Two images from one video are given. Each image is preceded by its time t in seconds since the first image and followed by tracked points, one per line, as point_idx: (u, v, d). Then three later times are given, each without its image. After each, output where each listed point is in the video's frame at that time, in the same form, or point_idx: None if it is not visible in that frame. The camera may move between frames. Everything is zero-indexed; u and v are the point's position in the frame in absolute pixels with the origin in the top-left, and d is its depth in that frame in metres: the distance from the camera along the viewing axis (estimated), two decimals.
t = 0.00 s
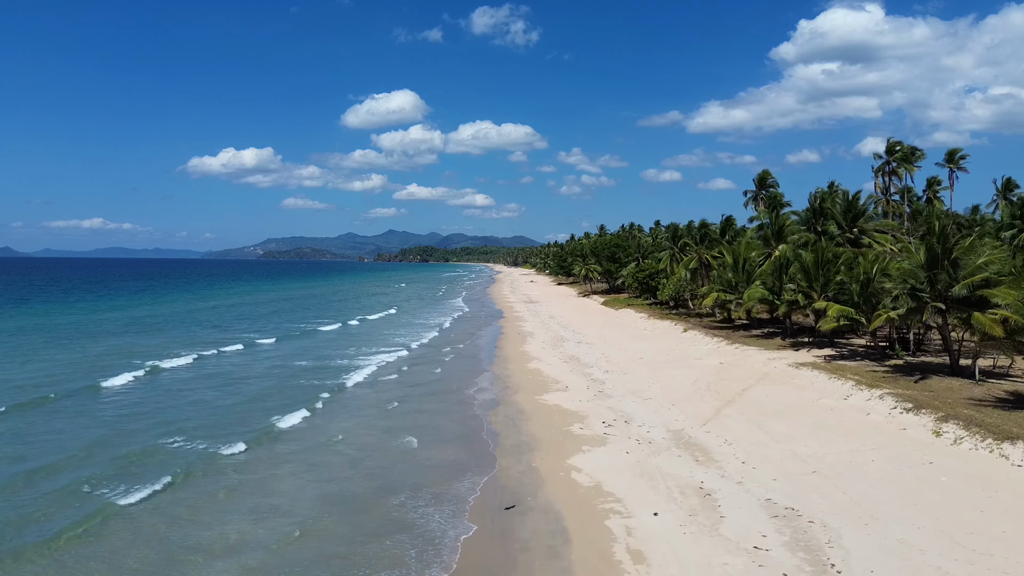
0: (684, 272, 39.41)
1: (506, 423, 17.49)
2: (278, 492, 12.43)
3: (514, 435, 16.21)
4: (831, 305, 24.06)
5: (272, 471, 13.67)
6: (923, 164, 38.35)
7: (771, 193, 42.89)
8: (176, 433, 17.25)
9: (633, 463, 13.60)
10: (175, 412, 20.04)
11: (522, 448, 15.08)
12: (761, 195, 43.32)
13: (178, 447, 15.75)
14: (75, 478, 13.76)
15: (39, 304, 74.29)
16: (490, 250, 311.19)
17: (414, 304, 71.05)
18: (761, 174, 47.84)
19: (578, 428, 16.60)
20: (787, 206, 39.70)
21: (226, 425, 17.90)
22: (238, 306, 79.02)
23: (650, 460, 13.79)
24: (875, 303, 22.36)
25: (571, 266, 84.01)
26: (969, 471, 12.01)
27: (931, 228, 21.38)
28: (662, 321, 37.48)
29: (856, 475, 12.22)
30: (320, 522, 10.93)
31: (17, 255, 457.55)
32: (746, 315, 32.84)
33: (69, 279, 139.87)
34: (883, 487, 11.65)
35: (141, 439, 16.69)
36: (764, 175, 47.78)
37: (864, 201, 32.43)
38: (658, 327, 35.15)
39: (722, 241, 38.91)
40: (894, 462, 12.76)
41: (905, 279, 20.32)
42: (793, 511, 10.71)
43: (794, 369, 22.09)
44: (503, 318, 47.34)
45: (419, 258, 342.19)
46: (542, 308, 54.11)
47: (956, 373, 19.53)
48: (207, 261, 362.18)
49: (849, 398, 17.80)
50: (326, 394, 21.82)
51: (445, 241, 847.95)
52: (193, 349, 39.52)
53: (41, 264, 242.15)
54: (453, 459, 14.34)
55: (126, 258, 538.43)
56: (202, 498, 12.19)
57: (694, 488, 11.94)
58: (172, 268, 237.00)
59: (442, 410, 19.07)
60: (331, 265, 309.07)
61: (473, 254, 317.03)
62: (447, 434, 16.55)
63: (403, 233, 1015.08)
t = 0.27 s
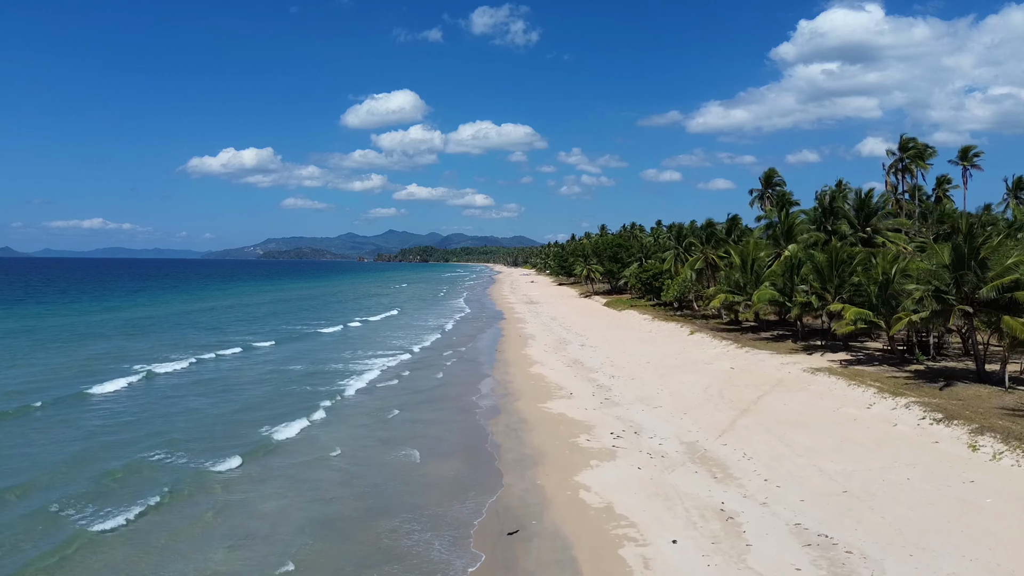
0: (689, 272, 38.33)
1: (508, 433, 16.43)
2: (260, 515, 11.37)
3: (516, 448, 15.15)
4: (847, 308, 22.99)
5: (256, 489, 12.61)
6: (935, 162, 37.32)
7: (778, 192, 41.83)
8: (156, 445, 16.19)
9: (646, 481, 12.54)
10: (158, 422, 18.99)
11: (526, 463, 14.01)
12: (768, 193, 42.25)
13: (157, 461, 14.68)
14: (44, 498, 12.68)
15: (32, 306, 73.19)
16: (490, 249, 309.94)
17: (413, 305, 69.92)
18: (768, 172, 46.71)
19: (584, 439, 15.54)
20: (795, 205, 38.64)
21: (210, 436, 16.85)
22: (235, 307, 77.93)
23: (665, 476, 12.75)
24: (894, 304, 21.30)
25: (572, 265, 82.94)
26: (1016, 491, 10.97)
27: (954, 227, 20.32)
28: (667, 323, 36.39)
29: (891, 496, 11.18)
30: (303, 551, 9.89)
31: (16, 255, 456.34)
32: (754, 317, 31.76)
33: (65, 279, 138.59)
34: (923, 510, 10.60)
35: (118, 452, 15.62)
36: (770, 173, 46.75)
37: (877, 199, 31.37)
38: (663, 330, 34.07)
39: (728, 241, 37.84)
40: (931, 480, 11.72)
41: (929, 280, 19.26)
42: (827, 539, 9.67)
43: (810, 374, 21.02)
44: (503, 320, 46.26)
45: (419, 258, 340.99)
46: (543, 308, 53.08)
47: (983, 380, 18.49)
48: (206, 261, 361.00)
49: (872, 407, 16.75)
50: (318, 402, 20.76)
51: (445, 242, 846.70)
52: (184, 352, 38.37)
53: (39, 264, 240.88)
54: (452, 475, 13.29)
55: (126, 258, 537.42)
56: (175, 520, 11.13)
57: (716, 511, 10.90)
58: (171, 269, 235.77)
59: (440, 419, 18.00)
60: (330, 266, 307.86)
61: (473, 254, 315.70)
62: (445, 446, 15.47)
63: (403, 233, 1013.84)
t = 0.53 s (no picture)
0: (695, 273, 37.25)
1: (510, 446, 15.36)
2: (236, 542, 10.31)
3: (518, 462, 14.09)
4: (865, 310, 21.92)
5: (234, 511, 11.54)
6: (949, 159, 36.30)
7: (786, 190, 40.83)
8: (134, 458, 15.12)
9: (661, 501, 11.48)
10: (139, 432, 17.91)
11: (530, 480, 12.95)
12: (776, 191, 41.20)
13: (131, 478, 13.62)
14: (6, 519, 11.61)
15: (25, 307, 71.97)
16: (490, 249, 308.92)
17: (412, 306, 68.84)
18: (774, 170, 45.62)
19: (592, 452, 14.47)
20: (804, 202, 37.57)
21: (193, 449, 15.78)
22: (232, 308, 76.72)
23: (681, 496, 11.70)
24: (916, 306, 20.26)
25: (573, 265, 81.77)
26: None
27: (981, 225, 19.25)
28: (673, 325, 35.31)
29: (934, 521, 10.12)
30: None
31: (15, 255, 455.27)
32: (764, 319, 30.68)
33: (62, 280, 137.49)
34: (972, 537, 9.55)
35: (92, 467, 14.57)
36: (777, 171, 45.71)
37: (891, 197, 30.29)
38: (669, 332, 32.99)
39: (736, 241, 36.76)
40: (976, 502, 10.67)
41: (955, 282, 18.19)
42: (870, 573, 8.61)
43: (828, 381, 19.95)
44: (504, 321, 45.18)
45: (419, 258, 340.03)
46: (544, 309, 51.97)
47: (1013, 387, 17.44)
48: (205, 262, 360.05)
49: (897, 417, 15.69)
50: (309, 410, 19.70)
51: (445, 241, 845.53)
52: (176, 355, 37.28)
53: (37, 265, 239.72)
54: (450, 494, 12.23)
55: (125, 258, 535.94)
56: (142, 548, 10.07)
57: (741, 538, 9.83)
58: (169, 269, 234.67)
59: (438, 429, 16.93)
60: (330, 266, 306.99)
61: (473, 254, 314.79)
62: (441, 460, 14.42)
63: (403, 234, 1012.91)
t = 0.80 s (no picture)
0: (702, 273, 36.17)
1: (512, 460, 14.29)
2: None
3: (521, 479, 13.02)
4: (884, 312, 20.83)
5: (210, 538, 10.48)
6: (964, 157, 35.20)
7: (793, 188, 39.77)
8: (109, 475, 14.03)
9: (680, 526, 10.42)
10: (117, 445, 16.83)
11: (534, 500, 11.88)
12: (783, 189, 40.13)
13: (102, 497, 12.54)
14: None
15: (19, 308, 70.82)
16: (490, 249, 307.92)
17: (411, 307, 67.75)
18: (781, 167, 44.56)
19: (600, 468, 13.40)
20: (813, 201, 36.50)
21: (172, 464, 14.70)
22: (229, 309, 75.55)
23: (702, 519, 10.65)
24: (940, 309, 19.18)
25: (574, 265, 80.72)
26: None
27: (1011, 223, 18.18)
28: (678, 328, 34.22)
29: (987, 551, 9.07)
30: None
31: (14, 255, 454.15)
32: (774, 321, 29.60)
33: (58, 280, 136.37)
34: None
35: (62, 484, 13.49)
36: (783, 169, 44.65)
37: (905, 195, 29.22)
38: (675, 335, 31.89)
39: (743, 241, 35.67)
40: None
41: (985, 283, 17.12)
42: None
43: (847, 388, 18.86)
44: (504, 323, 44.09)
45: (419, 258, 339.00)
46: (546, 311, 50.90)
47: None
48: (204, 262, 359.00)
49: (927, 428, 14.65)
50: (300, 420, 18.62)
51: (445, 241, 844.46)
52: (167, 359, 36.16)
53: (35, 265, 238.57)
54: (448, 517, 11.16)
55: (124, 257, 534.69)
56: None
57: (774, 572, 8.77)
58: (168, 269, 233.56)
59: (436, 441, 15.85)
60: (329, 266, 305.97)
61: (473, 254, 313.81)
62: (439, 476, 13.36)
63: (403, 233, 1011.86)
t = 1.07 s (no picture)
0: (708, 274, 35.13)
1: (514, 476, 13.23)
2: None
3: (524, 499, 11.96)
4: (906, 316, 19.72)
5: (180, 570, 9.44)
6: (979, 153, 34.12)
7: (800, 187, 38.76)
8: (82, 494, 13.00)
9: (702, 556, 9.37)
10: (95, 458, 15.79)
11: (540, 523, 10.83)
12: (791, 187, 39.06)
13: (68, 520, 11.49)
14: None
15: (13, 309, 69.82)
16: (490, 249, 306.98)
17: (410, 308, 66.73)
18: (788, 165, 43.53)
19: (610, 485, 12.34)
20: (823, 199, 35.43)
21: (149, 481, 13.66)
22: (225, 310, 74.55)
23: (725, 547, 9.60)
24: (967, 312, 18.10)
25: (575, 265, 79.75)
26: None
27: None
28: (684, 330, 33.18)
29: None
30: None
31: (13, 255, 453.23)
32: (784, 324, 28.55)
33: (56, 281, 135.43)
34: None
35: (27, 505, 12.45)
36: (790, 167, 43.63)
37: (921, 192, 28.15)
38: (682, 337, 30.86)
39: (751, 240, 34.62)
40: None
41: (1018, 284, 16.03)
42: None
43: (868, 395, 17.81)
44: (505, 324, 43.08)
45: (418, 258, 338.07)
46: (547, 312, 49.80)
47: None
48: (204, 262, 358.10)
49: (961, 441, 13.61)
50: (289, 430, 17.59)
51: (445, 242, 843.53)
52: (159, 363, 35.13)
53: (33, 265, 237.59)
54: (445, 544, 10.10)
55: (123, 257, 533.75)
56: None
57: None
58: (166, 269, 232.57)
59: (433, 454, 14.81)
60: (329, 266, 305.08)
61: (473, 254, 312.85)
62: (435, 495, 12.31)
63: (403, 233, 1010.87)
